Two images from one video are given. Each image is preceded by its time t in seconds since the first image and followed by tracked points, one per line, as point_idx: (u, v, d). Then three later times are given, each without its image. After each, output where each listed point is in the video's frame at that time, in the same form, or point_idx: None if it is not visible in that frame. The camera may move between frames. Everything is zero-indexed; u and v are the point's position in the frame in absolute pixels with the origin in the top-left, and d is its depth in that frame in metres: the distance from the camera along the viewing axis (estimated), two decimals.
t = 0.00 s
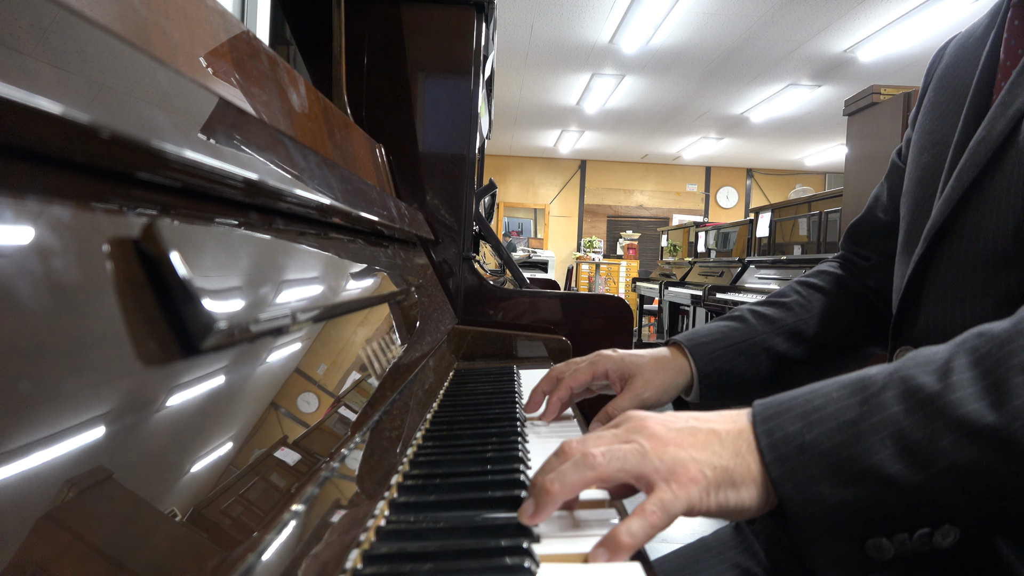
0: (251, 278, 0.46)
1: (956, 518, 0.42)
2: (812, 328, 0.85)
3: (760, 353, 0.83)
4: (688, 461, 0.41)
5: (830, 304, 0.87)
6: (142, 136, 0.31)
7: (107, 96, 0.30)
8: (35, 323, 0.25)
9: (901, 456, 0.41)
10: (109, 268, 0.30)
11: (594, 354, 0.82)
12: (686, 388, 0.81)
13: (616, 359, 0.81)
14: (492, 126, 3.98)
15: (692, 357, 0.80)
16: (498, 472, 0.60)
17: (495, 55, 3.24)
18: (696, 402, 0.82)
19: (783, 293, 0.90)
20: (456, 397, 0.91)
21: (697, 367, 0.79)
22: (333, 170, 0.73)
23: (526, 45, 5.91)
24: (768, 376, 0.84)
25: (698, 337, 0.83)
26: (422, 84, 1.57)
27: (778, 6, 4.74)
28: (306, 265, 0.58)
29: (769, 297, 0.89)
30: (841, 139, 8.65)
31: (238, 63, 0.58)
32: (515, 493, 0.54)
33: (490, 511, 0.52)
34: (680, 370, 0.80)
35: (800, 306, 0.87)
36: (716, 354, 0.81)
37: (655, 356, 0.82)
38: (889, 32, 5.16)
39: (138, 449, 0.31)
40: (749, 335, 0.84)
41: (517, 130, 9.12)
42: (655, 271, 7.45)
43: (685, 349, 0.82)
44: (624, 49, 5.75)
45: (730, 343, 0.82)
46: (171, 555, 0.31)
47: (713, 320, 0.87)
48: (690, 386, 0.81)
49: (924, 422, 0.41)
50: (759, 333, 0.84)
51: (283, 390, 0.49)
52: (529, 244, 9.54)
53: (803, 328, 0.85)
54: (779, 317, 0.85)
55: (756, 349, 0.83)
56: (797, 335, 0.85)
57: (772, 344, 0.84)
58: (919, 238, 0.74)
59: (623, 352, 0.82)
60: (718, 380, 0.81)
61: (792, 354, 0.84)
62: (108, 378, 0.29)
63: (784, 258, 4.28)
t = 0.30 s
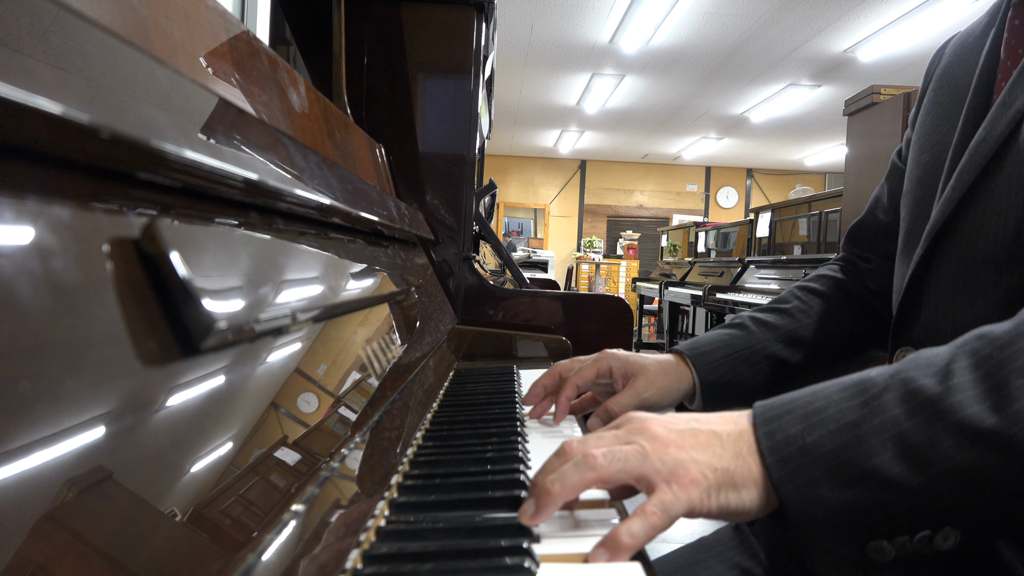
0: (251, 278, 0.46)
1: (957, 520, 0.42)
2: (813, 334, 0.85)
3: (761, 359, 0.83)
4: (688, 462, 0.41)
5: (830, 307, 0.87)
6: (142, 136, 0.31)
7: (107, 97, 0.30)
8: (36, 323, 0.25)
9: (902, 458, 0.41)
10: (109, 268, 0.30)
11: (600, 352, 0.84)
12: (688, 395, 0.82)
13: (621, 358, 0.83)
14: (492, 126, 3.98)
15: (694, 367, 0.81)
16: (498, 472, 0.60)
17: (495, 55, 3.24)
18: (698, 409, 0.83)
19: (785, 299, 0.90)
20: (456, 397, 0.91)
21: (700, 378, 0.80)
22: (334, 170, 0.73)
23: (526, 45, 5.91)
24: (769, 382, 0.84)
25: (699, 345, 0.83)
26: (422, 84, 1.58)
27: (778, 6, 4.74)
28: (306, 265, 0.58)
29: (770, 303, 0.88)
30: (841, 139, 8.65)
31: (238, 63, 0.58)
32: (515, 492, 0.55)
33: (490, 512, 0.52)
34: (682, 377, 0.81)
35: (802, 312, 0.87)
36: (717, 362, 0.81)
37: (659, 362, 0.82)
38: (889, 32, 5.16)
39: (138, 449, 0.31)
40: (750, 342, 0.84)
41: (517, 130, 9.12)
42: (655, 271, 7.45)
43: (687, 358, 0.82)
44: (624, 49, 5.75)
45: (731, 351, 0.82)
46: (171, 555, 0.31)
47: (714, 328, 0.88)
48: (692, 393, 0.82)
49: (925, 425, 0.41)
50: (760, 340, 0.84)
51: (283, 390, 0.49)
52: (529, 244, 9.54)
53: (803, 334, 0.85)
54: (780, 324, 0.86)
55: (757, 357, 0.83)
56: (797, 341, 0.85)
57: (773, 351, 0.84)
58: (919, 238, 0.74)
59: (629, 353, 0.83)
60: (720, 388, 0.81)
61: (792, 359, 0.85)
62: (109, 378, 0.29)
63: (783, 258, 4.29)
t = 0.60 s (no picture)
0: (251, 277, 0.46)
1: (956, 521, 0.42)
2: (800, 323, 0.85)
3: (746, 346, 0.83)
4: (688, 462, 0.41)
5: (819, 300, 0.87)
6: (142, 136, 0.31)
7: (107, 97, 0.30)
8: (36, 323, 0.25)
9: (902, 459, 0.41)
10: (109, 268, 0.30)
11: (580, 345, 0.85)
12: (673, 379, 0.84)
13: (601, 348, 0.85)
14: (492, 126, 3.99)
15: (678, 351, 0.83)
16: (498, 472, 0.60)
17: (495, 55, 3.24)
18: (682, 395, 0.84)
19: (774, 287, 0.90)
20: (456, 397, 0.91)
21: (683, 360, 0.82)
22: (334, 170, 0.73)
23: (526, 45, 5.91)
24: (755, 369, 0.84)
25: (684, 331, 0.84)
26: (422, 84, 1.57)
27: (778, 6, 4.74)
28: (306, 265, 0.58)
29: (758, 291, 0.89)
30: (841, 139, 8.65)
31: (238, 63, 0.58)
32: (515, 492, 0.55)
33: (490, 511, 0.52)
34: (665, 360, 0.83)
35: (789, 301, 0.87)
36: (700, 348, 0.83)
37: (641, 348, 0.84)
38: (889, 32, 5.16)
39: (138, 449, 0.31)
40: (735, 328, 0.84)
41: (517, 130, 9.12)
42: (656, 271, 7.46)
43: (670, 341, 0.84)
44: (624, 49, 5.75)
45: (715, 337, 0.83)
46: (171, 555, 0.32)
47: (700, 315, 0.89)
48: (675, 377, 0.83)
49: (925, 426, 0.41)
50: (745, 326, 0.84)
51: (283, 390, 0.49)
52: (529, 244, 9.55)
53: (792, 324, 0.85)
54: (767, 311, 0.86)
55: (742, 343, 0.83)
56: (783, 329, 0.85)
57: (759, 338, 0.84)
58: (920, 238, 0.74)
59: (609, 342, 0.85)
60: (703, 374, 0.82)
61: (779, 349, 0.84)
62: (109, 378, 0.29)
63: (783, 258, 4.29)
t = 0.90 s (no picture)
0: (251, 277, 0.46)
1: (955, 525, 0.42)
2: (791, 319, 0.85)
3: (738, 343, 0.83)
4: (688, 462, 0.41)
5: (813, 296, 0.87)
6: (142, 136, 0.31)
7: (107, 96, 0.30)
8: (36, 323, 0.25)
9: (902, 462, 0.41)
10: (109, 268, 0.30)
11: (572, 346, 0.85)
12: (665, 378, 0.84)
13: (593, 349, 0.84)
14: (492, 125, 3.99)
15: (670, 348, 0.82)
16: (498, 472, 0.60)
17: (496, 55, 3.24)
18: (674, 391, 0.83)
19: (766, 282, 0.90)
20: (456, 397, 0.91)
21: (675, 359, 0.81)
22: (334, 170, 0.73)
23: (526, 45, 5.91)
24: (746, 366, 0.83)
25: (677, 330, 0.84)
26: (422, 84, 1.58)
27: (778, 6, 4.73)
28: (306, 265, 0.58)
29: (751, 287, 0.88)
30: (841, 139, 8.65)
31: (238, 63, 0.58)
32: (515, 492, 0.55)
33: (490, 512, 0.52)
34: (658, 357, 0.82)
35: (781, 297, 0.87)
36: (692, 346, 0.82)
37: (632, 347, 0.84)
38: (889, 32, 5.16)
39: (138, 449, 0.31)
40: (727, 326, 0.84)
41: (517, 130, 9.12)
42: (656, 271, 7.45)
43: (662, 340, 0.83)
44: (624, 49, 5.75)
45: (707, 335, 0.83)
46: (171, 556, 0.31)
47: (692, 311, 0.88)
48: (668, 376, 0.83)
49: (925, 430, 0.41)
50: (738, 322, 0.84)
51: (283, 390, 0.49)
52: (529, 244, 9.55)
53: (784, 321, 0.85)
54: (759, 307, 0.85)
55: (733, 340, 0.83)
56: (775, 326, 0.85)
57: (751, 335, 0.84)
58: (920, 237, 0.74)
59: (600, 342, 0.85)
60: (695, 372, 0.82)
61: (771, 346, 0.84)
62: (108, 378, 0.29)
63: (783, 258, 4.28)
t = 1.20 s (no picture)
0: (251, 277, 0.46)
1: None
2: (763, 313, 0.85)
3: (709, 337, 0.83)
4: (699, 486, 0.37)
5: (788, 291, 0.88)
6: (142, 136, 0.31)
7: (107, 96, 0.30)
8: (36, 323, 0.25)
9: (988, 489, 0.35)
10: (109, 268, 0.30)
11: (546, 355, 0.80)
12: (637, 373, 0.82)
13: (566, 358, 0.80)
14: (492, 125, 4.00)
15: (642, 346, 0.81)
16: (498, 472, 0.60)
17: (496, 55, 3.24)
18: (649, 384, 0.82)
19: (742, 277, 0.90)
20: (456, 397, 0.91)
21: (646, 354, 0.81)
22: (334, 170, 0.73)
23: (526, 45, 5.92)
24: (719, 360, 0.83)
25: (650, 325, 0.83)
26: (422, 84, 1.58)
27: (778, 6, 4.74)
28: (306, 265, 0.58)
29: (725, 280, 0.88)
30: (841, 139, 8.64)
31: (238, 63, 0.58)
32: (515, 492, 0.55)
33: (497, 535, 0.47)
34: (628, 352, 0.82)
35: (755, 291, 0.87)
36: (664, 340, 0.82)
37: (604, 345, 0.82)
38: (889, 32, 5.16)
39: (137, 449, 0.31)
40: (699, 320, 0.84)
41: (517, 130, 9.13)
42: (656, 271, 7.45)
43: (634, 336, 0.83)
44: (624, 49, 5.75)
45: (680, 329, 0.83)
46: (171, 556, 0.32)
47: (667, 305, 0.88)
48: (641, 370, 0.82)
49: (1014, 450, 0.35)
50: (709, 316, 0.84)
51: (283, 390, 0.49)
52: (529, 244, 9.56)
53: (758, 314, 0.85)
54: (732, 301, 0.85)
55: (705, 334, 0.83)
56: (749, 320, 0.85)
57: (723, 329, 0.83)
58: (917, 237, 0.74)
59: (572, 350, 0.81)
60: (668, 365, 0.81)
61: (744, 340, 0.84)
62: (108, 378, 0.29)
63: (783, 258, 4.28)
